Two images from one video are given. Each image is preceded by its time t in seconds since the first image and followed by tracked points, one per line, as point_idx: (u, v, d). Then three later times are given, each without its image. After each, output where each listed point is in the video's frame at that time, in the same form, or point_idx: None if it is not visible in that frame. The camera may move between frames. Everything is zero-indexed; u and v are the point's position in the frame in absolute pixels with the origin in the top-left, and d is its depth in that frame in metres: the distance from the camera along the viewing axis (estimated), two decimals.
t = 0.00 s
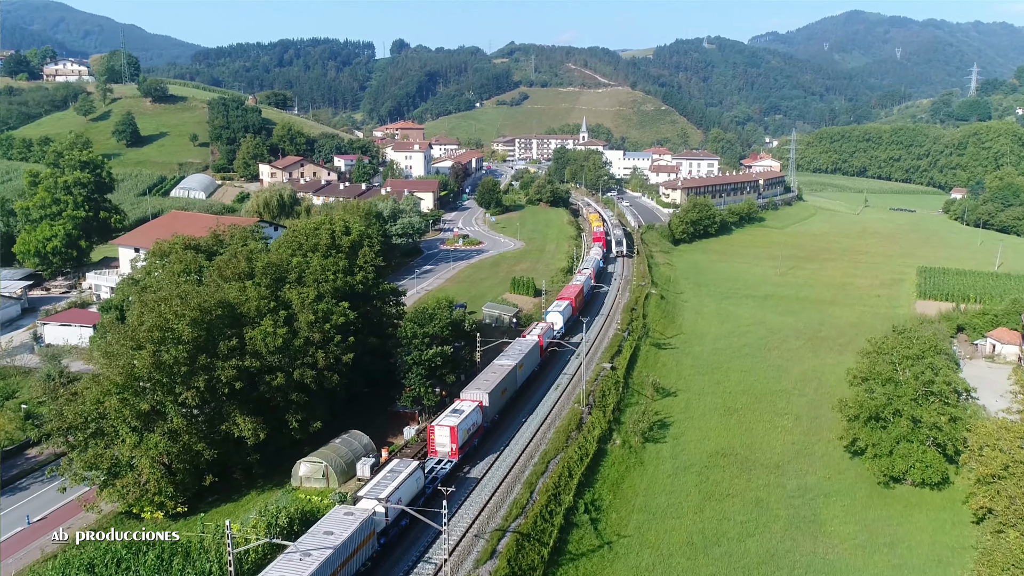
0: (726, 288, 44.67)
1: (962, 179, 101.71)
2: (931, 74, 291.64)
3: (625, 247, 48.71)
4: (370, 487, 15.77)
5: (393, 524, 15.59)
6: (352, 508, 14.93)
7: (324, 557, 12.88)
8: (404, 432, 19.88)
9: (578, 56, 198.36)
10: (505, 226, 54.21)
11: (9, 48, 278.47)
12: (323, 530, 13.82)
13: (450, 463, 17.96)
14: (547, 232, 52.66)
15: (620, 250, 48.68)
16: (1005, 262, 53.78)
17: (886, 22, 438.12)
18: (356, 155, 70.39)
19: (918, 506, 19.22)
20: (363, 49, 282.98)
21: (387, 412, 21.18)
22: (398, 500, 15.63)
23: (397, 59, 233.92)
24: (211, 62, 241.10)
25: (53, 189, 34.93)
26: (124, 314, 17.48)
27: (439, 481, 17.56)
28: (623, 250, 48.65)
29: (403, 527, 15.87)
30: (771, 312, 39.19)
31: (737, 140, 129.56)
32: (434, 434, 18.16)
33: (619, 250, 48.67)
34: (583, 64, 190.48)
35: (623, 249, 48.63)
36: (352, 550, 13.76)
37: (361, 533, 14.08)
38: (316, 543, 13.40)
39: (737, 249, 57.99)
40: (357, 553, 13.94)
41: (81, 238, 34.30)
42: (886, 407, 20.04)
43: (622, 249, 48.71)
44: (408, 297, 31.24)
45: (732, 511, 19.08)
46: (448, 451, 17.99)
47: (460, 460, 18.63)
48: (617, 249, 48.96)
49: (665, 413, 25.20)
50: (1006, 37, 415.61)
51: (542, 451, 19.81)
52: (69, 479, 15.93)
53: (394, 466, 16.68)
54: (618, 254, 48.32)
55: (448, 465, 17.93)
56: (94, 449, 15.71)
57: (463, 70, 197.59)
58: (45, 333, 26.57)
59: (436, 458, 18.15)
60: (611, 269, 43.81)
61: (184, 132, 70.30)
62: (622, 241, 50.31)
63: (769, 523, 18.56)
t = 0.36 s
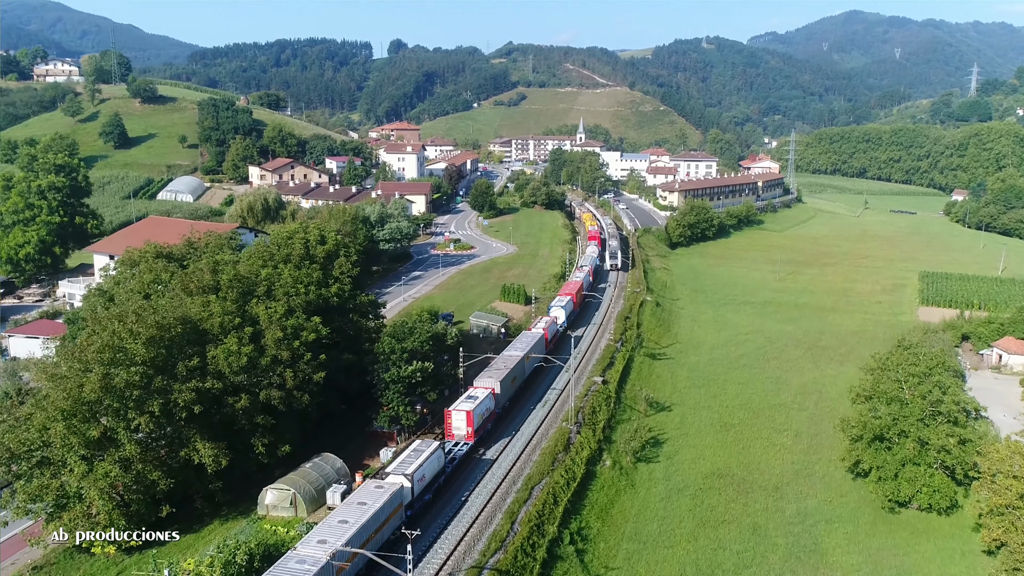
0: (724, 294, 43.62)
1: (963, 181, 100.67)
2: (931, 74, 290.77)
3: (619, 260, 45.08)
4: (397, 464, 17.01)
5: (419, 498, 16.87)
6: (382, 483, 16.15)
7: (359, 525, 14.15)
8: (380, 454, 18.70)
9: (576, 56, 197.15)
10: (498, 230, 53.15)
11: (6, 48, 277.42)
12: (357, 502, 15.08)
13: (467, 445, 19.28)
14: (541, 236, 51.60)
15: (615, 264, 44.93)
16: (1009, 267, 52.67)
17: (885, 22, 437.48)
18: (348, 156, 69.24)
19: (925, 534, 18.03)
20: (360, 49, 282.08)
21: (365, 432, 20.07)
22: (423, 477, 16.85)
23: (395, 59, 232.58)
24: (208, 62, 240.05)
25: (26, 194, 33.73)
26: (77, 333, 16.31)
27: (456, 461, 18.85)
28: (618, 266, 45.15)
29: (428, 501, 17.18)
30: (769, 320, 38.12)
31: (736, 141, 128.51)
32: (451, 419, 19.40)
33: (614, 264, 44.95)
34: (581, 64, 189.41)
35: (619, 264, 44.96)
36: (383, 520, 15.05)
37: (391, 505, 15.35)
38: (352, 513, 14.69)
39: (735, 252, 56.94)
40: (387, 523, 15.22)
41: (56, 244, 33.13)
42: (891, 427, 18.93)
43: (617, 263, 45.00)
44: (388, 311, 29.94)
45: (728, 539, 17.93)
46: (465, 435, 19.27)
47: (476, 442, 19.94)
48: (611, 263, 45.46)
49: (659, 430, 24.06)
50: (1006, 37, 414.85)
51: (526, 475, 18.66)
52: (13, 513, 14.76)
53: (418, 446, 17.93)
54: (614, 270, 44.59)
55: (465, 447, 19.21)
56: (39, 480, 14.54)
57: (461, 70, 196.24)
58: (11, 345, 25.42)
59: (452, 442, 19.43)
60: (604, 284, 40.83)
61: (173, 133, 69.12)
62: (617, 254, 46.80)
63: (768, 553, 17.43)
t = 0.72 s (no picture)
0: (722, 300, 42.48)
1: (965, 182, 99.61)
2: (930, 74, 289.81)
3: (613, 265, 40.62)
4: (420, 442, 18.04)
5: (439, 476, 17.99)
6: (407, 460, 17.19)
7: (388, 498, 15.25)
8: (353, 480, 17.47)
9: (575, 56, 195.96)
10: (492, 233, 52.08)
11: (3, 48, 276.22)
12: (386, 476, 16.14)
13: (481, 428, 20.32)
14: (535, 240, 50.52)
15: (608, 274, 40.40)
16: (1013, 272, 51.59)
17: (884, 22, 436.63)
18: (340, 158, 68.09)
19: (935, 565, 16.77)
20: (358, 49, 281.04)
21: (339, 454, 18.87)
22: (442, 456, 17.89)
23: (392, 59, 231.42)
24: (205, 62, 238.86)
25: None
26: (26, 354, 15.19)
27: (472, 444, 19.99)
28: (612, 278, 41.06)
29: (447, 479, 18.35)
30: (768, 327, 36.99)
31: (736, 141, 127.38)
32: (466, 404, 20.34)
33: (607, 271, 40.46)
34: (579, 64, 188.23)
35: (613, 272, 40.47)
36: (409, 494, 16.17)
37: (414, 482, 16.43)
38: (381, 487, 15.75)
39: (733, 256, 55.86)
40: (412, 497, 16.35)
41: (28, 250, 31.99)
42: (897, 449, 17.78)
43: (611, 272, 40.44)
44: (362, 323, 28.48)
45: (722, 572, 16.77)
46: (478, 419, 20.29)
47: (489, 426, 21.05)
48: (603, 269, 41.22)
49: (652, 448, 22.85)
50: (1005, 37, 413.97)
51: (508, 503, 17.45)
52: None
53: (438, 427, 18.97)
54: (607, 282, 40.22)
55: (478, 431, 20.32)
56: None
57: (459, 71, 195.06)
58: None
59: (466, 424, 20.39)
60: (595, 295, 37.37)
61: (162, 134, 67.93)
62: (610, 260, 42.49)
63: None
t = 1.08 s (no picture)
0: (719, 306, 41.35)
1: (966, 183, 98.53)
2: (930, 74, 288.85)
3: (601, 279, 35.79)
4: (439, 425, 19.15)
5: (457, 455, 19.11)
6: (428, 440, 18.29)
7: (413, 473, 16.33)
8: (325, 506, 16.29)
9: (573, 56, 194.78)
10: (485, 236, 51.01)
11: None
12: (410, 454, 17.25)
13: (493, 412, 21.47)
14: (530, 243, 49.45)
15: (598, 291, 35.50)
16: (1018, 276, 50.48)
17: (884, 22, 435.93)
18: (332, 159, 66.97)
19: None
20: (356, 49, 280.13)
21: (311, 477, 17.73)
22: (460, 436, 18.99)
23: (390, 59, 230.21)
24: (202, 62, 237.66)
25: None
26: None
27: (486, 427, 21.16)
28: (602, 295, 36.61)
29: (464, 459, 19.47)
30: (768, 334, 35.89)
31: (735, 141, 126.24)
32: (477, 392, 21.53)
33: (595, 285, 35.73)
34: (578, 64, 187.03)
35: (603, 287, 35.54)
36: (431, 471, 17.25)
37: (436, 460, 17.47)
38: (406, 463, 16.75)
39: (732, 259, 54.75)
40: (433, 474, 17.33)
41: None
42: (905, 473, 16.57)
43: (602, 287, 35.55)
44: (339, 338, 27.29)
45: None
46: (490, 405, 21.47)
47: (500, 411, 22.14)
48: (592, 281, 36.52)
49: (646, 466, 21.64)
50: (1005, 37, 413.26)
51: (488, 533, 16.24)
52: None
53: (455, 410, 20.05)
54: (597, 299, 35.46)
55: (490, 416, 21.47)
56: None
57: (457, 71, 193.86)
58: None
59: (480, 410, 21.57)
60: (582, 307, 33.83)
61: (151, 135, 66.77)
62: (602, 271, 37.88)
63: None
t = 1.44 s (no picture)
0: (718, 311, 40.15)
1: (968, 185, 97.40)
2: (930, 74, 288.04)
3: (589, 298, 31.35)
4: (456, 408, 20.13)
5: (472, 436, 20.05)
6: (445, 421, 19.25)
7: (435, 450, 17.27)
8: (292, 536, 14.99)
9: (572, 55, 193.59)
10: (478, 239, 49.81)
11: None
12: (429, 434, 18.18)
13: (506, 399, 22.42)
14: (524, 247, 48.24)
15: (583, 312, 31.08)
16: None
17: (884, 22, 435.50)
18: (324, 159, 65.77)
19: None
20: (354, 49, 279.29)
21: (278, 504, 16.54)
22: (474, 418, 19.94)
23: (388, 59, 228.92)
24: (199, 62, 236.57)
25: None
26: None
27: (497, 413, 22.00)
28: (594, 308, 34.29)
29: (447, 478, 18.41)
30: (769, 343, 34.65)
31: (734, 142, 125.12)
32: (489, 378, 22.24)
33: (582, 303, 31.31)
34: (576, 64, 185.80)
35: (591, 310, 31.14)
36: (450, 449, 18.15)
37: (454, 440, 18.38)
38: (427, 441, 17.69)
39: (731, 263, 53.55)
40: (451, 452, 18.25)
41: None
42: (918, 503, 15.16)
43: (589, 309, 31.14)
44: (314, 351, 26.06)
45: None
46: (500, 392, 22.04)
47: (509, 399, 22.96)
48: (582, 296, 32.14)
49: (639, 486, 20.43)
50: (1005, 37, 412.87)
51: (467, 566, 14.96)
52: None
53: (467, 396, 20.84)
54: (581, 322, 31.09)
55: (499, 404, 22.07)
56: None
57: (455, 71, 192.60)
58: None
59: (489, 397, 22.21)
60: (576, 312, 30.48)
61: (139, 135, 65.54)
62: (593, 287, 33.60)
63: None
